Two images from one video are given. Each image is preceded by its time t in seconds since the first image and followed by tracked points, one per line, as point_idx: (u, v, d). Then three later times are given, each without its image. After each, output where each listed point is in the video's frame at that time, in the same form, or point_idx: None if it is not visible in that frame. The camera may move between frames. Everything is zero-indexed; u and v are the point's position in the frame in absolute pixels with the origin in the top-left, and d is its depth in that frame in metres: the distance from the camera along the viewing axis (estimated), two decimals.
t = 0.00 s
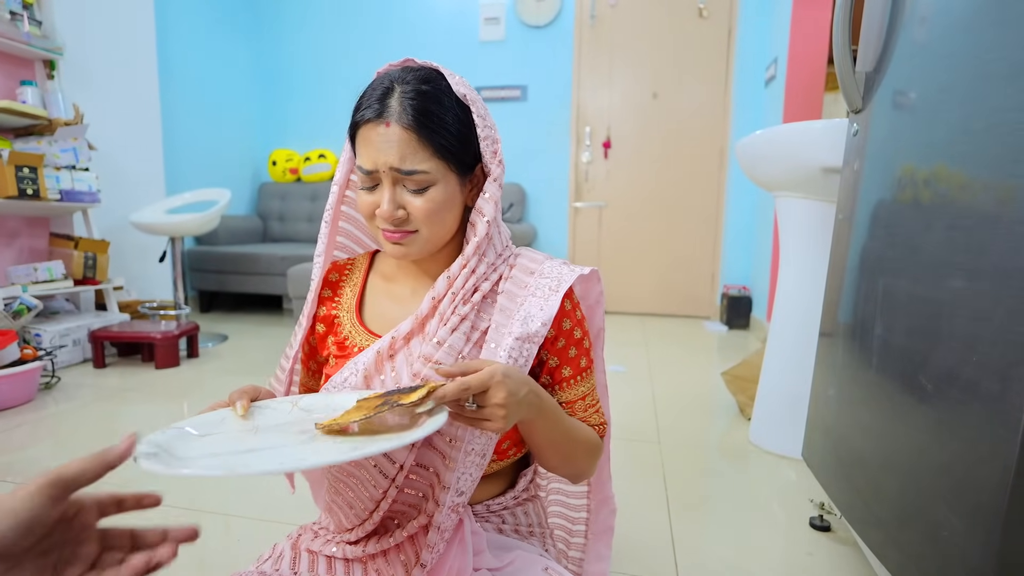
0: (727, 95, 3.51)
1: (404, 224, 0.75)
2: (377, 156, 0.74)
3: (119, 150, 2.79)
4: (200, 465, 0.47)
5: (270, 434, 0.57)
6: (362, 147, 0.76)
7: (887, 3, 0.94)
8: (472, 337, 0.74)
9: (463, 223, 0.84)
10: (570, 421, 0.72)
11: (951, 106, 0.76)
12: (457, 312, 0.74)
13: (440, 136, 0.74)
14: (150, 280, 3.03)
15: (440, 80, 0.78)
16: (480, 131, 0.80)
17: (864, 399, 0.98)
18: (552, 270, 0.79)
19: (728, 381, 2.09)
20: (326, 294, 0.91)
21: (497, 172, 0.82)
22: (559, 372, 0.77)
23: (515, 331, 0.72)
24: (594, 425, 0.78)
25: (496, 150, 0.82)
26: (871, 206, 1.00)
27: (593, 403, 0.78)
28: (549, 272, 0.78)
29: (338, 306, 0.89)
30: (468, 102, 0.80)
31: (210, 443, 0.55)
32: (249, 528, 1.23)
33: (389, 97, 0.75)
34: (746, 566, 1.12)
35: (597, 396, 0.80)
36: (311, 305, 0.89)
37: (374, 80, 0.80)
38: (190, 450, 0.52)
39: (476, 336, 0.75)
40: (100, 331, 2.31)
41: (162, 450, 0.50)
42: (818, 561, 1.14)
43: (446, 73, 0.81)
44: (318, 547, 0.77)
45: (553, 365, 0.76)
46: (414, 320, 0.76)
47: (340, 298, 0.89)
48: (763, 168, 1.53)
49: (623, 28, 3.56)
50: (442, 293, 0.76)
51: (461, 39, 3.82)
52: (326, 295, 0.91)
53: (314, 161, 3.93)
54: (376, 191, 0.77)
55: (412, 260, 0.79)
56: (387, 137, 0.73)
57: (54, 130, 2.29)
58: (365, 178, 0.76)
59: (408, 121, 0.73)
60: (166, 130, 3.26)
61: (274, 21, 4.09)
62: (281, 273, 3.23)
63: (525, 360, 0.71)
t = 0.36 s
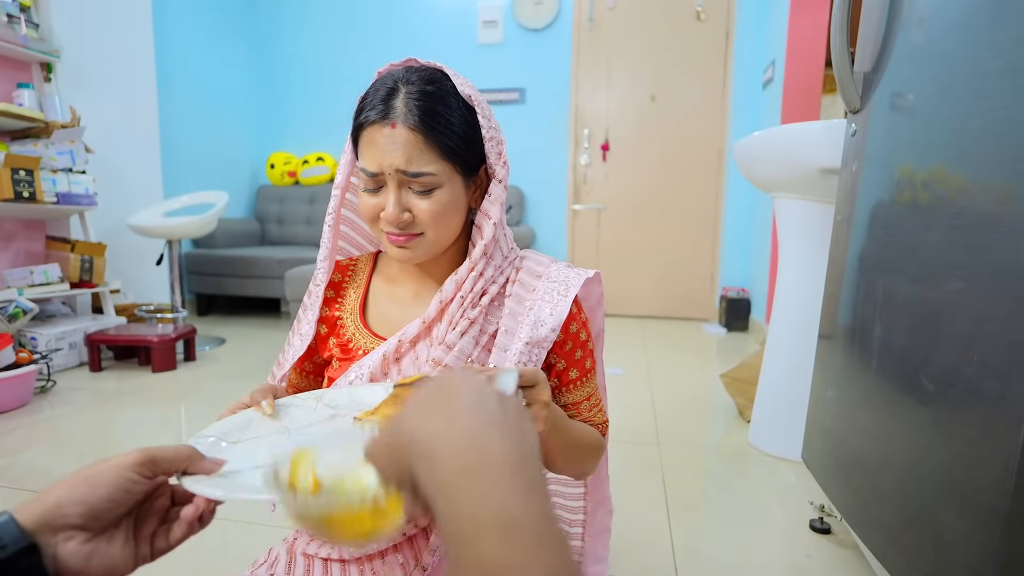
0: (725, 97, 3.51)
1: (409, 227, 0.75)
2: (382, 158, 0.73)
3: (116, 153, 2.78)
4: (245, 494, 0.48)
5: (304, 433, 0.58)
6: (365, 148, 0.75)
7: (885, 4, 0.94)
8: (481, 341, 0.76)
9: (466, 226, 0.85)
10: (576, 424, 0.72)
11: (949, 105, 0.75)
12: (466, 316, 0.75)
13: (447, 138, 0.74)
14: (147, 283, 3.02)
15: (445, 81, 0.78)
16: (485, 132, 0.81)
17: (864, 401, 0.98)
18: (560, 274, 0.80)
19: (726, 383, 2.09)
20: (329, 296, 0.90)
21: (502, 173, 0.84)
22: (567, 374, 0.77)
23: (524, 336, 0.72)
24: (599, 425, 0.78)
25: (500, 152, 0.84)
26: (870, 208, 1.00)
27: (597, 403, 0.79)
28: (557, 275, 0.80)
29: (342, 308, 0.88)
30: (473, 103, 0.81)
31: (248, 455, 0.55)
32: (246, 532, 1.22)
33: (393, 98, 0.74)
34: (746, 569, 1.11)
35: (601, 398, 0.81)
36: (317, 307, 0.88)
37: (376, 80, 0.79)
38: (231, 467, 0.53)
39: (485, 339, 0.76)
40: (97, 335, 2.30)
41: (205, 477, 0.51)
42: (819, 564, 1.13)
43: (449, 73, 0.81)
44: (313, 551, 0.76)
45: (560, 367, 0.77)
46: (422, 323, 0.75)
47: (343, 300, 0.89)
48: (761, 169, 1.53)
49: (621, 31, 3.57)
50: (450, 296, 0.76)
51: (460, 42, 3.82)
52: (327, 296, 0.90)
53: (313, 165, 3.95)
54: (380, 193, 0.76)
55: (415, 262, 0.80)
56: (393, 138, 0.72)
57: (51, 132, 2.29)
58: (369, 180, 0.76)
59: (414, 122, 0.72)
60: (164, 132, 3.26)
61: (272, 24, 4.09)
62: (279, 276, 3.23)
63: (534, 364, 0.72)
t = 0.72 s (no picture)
0: (723, 100, 3.52)
1: (412, 232, 0.75)
2: (385, 163, 0.73)
3: (114, 156, 2.78)
4: (258, 496, 0.44)
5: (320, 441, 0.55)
6: (366, 153, 0.75)
7: (879, 10, 0.95)
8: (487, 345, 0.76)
9: (468, 231, 0.85)
10: (575, 430, 0.72)
11: (945, 109, 0.75)
12: (473, 321, 0.75)
13: (451, 142, 0.75)
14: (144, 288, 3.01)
15: (446, 85, 0.78)
16: (488, 136, 0.82)
17: (861, 405, 0.98)
18: (562, 276, 0.81)
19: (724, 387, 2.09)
20: (328, 302, 0.89)
21: (503, 178, 0.85)
22: (568, 376, 0.77)
23: (530, 340, 0.72)
24: (600, 427, 0.77)
25: (502, 156, 0.84)
26: (866, 213, 1.00)
27: (598, 404, 0.78)
28: (558, 278, 0.81)
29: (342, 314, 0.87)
30: (475, 107, 0.81)
31: (265, 463, 0.52)
32: (242, 538, 1.21)
33: (395, 103, 0.74)
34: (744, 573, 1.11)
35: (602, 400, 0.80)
36: (319, 314, 0.87)
37: (376, 85, 0.79)
38: (247, 474, 0.50)
39: (491, 344, 0.77)
40: (93, 339, 2.30)
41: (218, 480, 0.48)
42: (817, 568, 1.13)
43: (450, 77, 0.81)
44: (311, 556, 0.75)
45: (562, 369, 0.77)
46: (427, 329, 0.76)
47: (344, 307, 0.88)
48: (758, 173, 1.53)
49: (618, 36, 3.58)
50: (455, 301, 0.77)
51: (458, 46, 3.83)
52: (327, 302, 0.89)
53: (311, 168, 3.95)
54: (381, 197, 0.76)
55: (416, 267, 0.80)
56: (396, 142, 0.72)
57: (47, 136, 2.29)
58: (371, 185, 0.75)
59: (418, 127, 0.72)
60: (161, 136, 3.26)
61: (270, 29, 4.10)
62: (276, 279, 3.22)
63: (540, 368, 0.72)
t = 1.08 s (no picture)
0: (720, 105, 3.53)
1: (413, 235, 0.75)
2: (385, 165, 0.73)
3: (110, 161, 2.77)
4: (252, 506, 0.42)
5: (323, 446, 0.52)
6: (366, 155, 0.75)
7: (875, 15, 0.95)
8: (486, 349, 0.75)
9: (465, 234, 0.85)
10: (573, 435, 0.71)
11: (941, 112, 0.75)
12: (471, 325, 0.74)
13: (452, 145, 0.75)
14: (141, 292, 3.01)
15: (446, 87, 0.78)
16: (487, 140, 0.82)
17: (859, 408, 0.98)
18: (559, 278, 0.81)
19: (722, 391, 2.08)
20: (326, 306, 0.89)
21: (501, 181, 0.85)
22: (565, 378, 0.77)
23: (528, 343, 0.72)
24: (597, 431, 0.77)
25: (501, 159, 0.84)
26: (863, 217, 1.00)
27: (597, 408, 0.78)
28: (554, 281, 0.80)
29: (340, 319, 0.87)
30: (474, 111, 0.82)
31: (265, 467, 0.50)
32: (236, 543, 1.20)
33: (396, 105, 0.74)
34: None
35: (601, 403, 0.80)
36: (316, 319, 0.86)
37: (376, 87, 0.79)
38: (246, 477, 0.48)
39: (489, 348, 0.76)
40: (89, 344, 2.29)
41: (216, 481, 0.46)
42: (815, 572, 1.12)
43: (450, 80, 0.81)
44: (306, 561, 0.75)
45: (559, 371, 0.76)
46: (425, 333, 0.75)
47: (341, 311, 0.88)
48: (755, 177, 1.54)
49: (614, 41, 3.59)
50: (452, 305, 0.76)
51: (455, 52, 3.84)
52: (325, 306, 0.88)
53: (308, 173, 3.92)
54: (381, 200, 0.76)
55: (416, 272, 0.79)
56: (397, 143, 0.72)
57: (44, 141, 2.28)
58: (371, 187, 0.75)
59: (418, 129, 0.72)
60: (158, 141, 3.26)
61: (268, 34, 4.11)
62: (274, 284, 3.22)
63: (538, 371, 0.71)
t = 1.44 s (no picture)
0: (718, 108, 3.54)
1: (408, 232, 0.75)
2: (382, 161, 0.73)
3: (109, 164, 2.77)
4: (246, 487, 0.45)
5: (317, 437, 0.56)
6: (364, 152, 0.75)
7: (873, 18, 0.95)
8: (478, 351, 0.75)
9: (461, 234, 0.85)
10: (570, 434, 0.70)
11: (939, 113, 0.75)
12: (463, 327, 0.74)
13: (449, 142, 0.75)
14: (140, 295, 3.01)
15: (444, 86, 0.78)
16: (484, 139, 0.82)
17: (859, 411, 0.97)
18: (554, 279, 0.80)
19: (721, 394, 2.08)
20: (322, 307, 0.89)
21: (497, 181, 0.84)
22: (562, 379, 0.77)
23: (520, 344, 0.71)
24: (598, 435, 0.75)
25: (497, 159, 0.84)
26: (862, 219, 1.00)
27: (598, 412, 0.77)
28: (548, 283, 0.80)
29: (335, 320, 0.87)
30: (472, 110, 0.82)
31: (259, 451, 0.53)
32: (233, 545, 1.20)
33: (393, 101, 0.74)
34: None
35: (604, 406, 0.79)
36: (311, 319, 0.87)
37: (374, 84, 0.79)
38: (242, 459, 0.51)
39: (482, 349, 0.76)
40: (87, 346, 2.29)
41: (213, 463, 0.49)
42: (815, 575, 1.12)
43: (448, 79, 0.81)
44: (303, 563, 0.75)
45: (554, 372, 0.76)
46: (418, 334, 0.76)
47: (337, 311, 0.88)
48: (754, 180, 1.54)
49: (613, 44, 3.60)
50: (444, 306, 0.76)
51: (454, 55, 3.85)
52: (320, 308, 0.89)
53: (308, 175, 3.93)
54: (377, 197, 0.76)
55: (411, 273, 0.79)
56: (394, 140, 0.72)
57: (43, 143, 2.28)
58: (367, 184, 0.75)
59: (415, 125, 0.72)
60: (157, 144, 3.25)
61: (267, 37, 4.11)
62: (272, 287, 3.22)
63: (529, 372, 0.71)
